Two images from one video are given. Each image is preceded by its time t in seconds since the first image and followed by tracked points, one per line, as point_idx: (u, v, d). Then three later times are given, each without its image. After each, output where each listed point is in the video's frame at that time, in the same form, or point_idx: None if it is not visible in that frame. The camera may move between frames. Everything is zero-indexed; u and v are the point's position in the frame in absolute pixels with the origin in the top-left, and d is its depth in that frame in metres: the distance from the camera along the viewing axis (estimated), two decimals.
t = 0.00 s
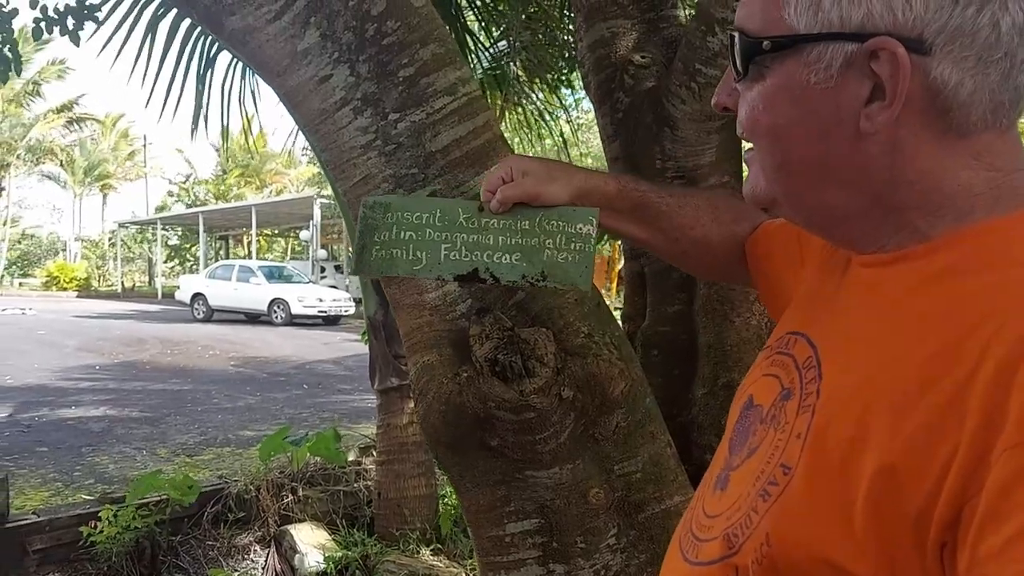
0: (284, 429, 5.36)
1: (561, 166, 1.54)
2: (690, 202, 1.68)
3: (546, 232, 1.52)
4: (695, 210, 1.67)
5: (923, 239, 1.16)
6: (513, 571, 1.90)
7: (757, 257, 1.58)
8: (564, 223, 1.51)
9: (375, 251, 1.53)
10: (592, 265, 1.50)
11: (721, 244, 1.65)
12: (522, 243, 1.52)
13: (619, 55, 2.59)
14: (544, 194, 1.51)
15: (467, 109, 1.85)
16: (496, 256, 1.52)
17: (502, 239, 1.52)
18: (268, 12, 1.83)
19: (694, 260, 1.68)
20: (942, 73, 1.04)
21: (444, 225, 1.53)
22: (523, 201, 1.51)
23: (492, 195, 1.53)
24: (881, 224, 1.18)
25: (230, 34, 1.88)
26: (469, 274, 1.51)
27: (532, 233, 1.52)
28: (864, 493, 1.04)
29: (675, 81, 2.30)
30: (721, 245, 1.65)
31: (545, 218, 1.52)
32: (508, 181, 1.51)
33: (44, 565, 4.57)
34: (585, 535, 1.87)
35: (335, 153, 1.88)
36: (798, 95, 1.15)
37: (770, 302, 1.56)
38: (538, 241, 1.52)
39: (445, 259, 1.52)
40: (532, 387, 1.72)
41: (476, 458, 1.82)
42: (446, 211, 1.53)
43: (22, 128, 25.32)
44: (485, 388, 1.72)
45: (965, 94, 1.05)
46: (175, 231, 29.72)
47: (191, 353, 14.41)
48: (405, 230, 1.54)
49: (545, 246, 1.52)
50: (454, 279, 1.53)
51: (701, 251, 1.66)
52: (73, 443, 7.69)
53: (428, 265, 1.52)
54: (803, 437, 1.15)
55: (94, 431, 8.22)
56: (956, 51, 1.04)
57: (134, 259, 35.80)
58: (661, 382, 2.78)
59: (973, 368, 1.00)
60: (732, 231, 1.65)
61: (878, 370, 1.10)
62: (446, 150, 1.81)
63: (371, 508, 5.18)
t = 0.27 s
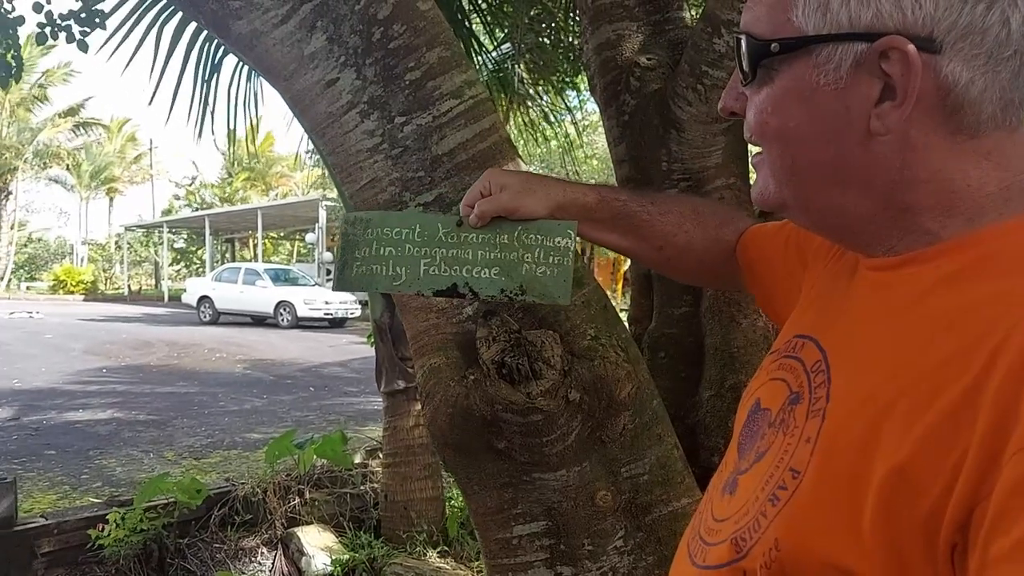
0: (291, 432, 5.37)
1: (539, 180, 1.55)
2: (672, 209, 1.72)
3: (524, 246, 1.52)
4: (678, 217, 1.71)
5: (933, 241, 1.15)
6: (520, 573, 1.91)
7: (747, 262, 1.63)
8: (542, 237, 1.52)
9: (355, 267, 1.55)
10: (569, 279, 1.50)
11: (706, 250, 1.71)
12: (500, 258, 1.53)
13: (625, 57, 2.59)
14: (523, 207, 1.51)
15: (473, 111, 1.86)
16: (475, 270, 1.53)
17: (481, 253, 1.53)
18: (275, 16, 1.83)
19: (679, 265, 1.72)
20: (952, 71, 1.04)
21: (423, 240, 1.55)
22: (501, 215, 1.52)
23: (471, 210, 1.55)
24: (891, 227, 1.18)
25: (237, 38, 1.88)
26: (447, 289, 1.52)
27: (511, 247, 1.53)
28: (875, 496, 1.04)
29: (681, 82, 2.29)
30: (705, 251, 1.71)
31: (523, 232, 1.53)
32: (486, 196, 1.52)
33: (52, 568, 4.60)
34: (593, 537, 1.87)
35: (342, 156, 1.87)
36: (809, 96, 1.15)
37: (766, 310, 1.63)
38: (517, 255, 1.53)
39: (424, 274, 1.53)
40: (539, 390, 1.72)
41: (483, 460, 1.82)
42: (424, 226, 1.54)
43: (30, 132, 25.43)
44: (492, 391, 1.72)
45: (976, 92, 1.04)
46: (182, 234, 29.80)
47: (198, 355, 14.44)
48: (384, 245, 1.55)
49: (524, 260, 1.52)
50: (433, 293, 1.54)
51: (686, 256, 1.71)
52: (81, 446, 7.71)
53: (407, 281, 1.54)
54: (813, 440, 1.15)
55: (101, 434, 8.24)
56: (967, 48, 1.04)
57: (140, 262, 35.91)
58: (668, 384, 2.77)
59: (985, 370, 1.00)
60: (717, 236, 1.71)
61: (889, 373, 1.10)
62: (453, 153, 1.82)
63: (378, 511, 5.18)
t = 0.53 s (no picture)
0: (303, 434, 5.40)
1: (523, 190, 1.56)
2: (659, 215, 1.70)
3: (509, 257, 1.54)
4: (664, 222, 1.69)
5: (942, 244, 1.15)
6: None
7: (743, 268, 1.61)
8: (526, 247, 1.53)
9: (342, 279, 1.55)
10: (553, 290, 1.52)
11: (697, 255, 1.69)
12: (486, 268, 1.54)
13: (633, 60, 2.58)
14: (507, 219, 1.53)
15: (480, 115, 1.87)
16: (460, 281, 1.54)
17: (466, 264, 1.54)
18: (283, 20, 1.83)
19: (670, 271, 1.70)
20: (963, 69, 1.04)
21: (409, 251, 1.55)
22: (486, 227, 1.53)
23: (456, 221, 1.56)
24: (901, 230, 1.18)
25: (246, 43, 1.88)
26: (434, 300, 1.53)
27: (496, 258, 1.54)
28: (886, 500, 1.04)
29: (689, 84, 2.29)
30: (694, 255, 1.69)
31: (508, 242, 1.54)
32: (470, 207, 1.54)
33: (67, 570, 4.63)
34: (601, 540, 1.87)
35: (351, 160, 1.89)
36: (818, 97, 1.15)
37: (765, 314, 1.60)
38: (502, 266, 1.54)
39: (410, 285, 1.54)
40: (547, 393, 1.73)
41: (491, 463, 1.82)
42: (410, 238, 1.54)
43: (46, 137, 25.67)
44: (499, 394, 1.72)
45: (988, 90, 1.04)
46: (195, 237, 29.98)
47: (212, 358, 14.52)
48: (370, 257, 1.55)
49: (509, 270, 1.54)
50: (419, 304, 1.55)
51: (675, 262, 1.69)
52: (96, 449, 7.76)
53: (392, 292, 1.54)
54: (823, 445, 1.14)
55: (116, 437, 8.30)
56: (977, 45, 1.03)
57: (155, 265, 36.14)
58: (677, 386, 2.76)
59: (997, 374, 0.99)
60: (706, 240, 1.68)
61: (899, 377, 1.09)
62: (460, 156, 1.83)
63: (390, 513, 5.18)
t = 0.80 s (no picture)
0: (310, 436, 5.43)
1: (505, 190, 1.59)
2: (644, 214, 1.71)
3: (492, 256, 1.56)
4: (649, 221, 1.70)
5: (935, 240, 1.15)
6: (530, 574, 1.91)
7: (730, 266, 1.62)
8: (509, 247, 1.56)
9: (328, 281, 1.58)
10: (535, 287, 1.54)
11: (684, 252, 1.69)
12: (470, 268, 1.56)
13: (631, 59, 2.59)
14: (490, 218, 1.55)
15: (478, 116, 1.88)
16: (444, 281, 1.56)
17: (450, 264, 1.57)
18: (282, 25, 1.85)
19: (656, 269, 1.71)
20: (957, 62, 1.05)
21: (394, 252, 1.58)
22: (469, 227, 1.56)
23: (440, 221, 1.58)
24: (895, 225, 1.18)
25: (245, 48, 1.90)
26: (418, 300, 1.56)
27: (479, 258, 1.56)
28: (878, 496, 1.04)
29: (686, 83, 2.30)
30: (681, 253, 1.70)
31: (491, 242, 1.56)
32: (453, 207, 1.56)
33: (77, 572, 4.66)
34: (601, 537, 1.88)
35: (350, 162, 1.90)
36: (813, 90, 1.16)
37: (759, 311, 1.61)
38: (485, 266, 1.56)
39: (395, 286, 1.57)
40: (546, 390, 1.74)
41: (492, 460, 1.83)
42: (394, 239, 1.57)
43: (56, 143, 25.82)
44: (499, 392, 1.73)
45: (981, 82, 1.05)
46: (204, 240, 30.11)
47: (221, 361, 14.58)
48: (356, 259, 1.58)
49: (492, 270, 1.56)
50: (404, 305, 1.57)
51: (661, 260, 1.70)
52: (106, 452, 7.81)
53: (377, 293, 1.56)
54: (818, 439, 1.15)
55: (126, 440, 8.35)
56: (971, 39, 1.04)
57: (164, 269, 36.31)
58: (677, 384, 2.77)
59: (990, 367, 1.00)
60: (693, 237, 1.69)
61: (894, 371, 1.10)
62: (458, 157, 1.84)
63: (397, 513, 5.23)
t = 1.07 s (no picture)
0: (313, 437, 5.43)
1: (497, 187, 1.59)
2: (637, 212, 1.72)
3: (485, 254, 1.56)
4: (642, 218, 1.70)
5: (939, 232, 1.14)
6: (531, 573, 1.92)
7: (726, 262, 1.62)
8: (502, 244, 1.55)
9: (321, 279, 1.57)
10: (529, 284, 1.53)
11: (680, 248, 1.70)
12: (462, 265, 1.56)
13: (630, 59, 2.59)
14: (478, 216, 1.55)
15: (476, 115, 1.88)
16: (437, 279, 1.56)
17: (443, 262, 1.57)
18: (280, 26, 1.85)
19: (647, 266, 1.72)
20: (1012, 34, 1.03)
21: (389, 250, 1.58)
22: (461, 224, 1.56)
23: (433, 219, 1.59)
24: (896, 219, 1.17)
25: (244, 49, 1.90)
26: (411, 297, 1.56)
27: (472, 255, 1.56)
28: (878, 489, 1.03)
29: (685, 81, 2.30)
30: (674, 250, 1.70)
31: (484, 239, 1.56)
32: (446, 204, 1.57)
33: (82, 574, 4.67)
34: (602, 536, 1.88)
35: (349, 161, 1.91)
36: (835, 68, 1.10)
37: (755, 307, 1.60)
38: (478, 263, 1.56)
39: (387, 284, 1.57)
40: (546, 389, 1.73)
41: (493, 459, 1.83)
42: (388, 236, 1.58)
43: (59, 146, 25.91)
44: (498, 391, 1.73)
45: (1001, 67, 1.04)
46: (208, 243, 30.17)
47: (224, 363, 14.61)
48: (349, 257, 1.58)
49: (485, 267, 1.56)
50: (397, 303, 1.57)
51: (653, 257, 1.71)
52: (110, 454, 7.83)
53: (371, 291, 1.56)
54: (818, 432, 1.14)
55: (130, 442, 8.37)
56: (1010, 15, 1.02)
57: (168, 272, 36.39)
58: (677, 382, 2.77)
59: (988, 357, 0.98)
60: (685, 234, 1.70)
61: (895, 364, 1.08)
62: (457, 157, 1.84)
63: (401, 514, 5.19)
